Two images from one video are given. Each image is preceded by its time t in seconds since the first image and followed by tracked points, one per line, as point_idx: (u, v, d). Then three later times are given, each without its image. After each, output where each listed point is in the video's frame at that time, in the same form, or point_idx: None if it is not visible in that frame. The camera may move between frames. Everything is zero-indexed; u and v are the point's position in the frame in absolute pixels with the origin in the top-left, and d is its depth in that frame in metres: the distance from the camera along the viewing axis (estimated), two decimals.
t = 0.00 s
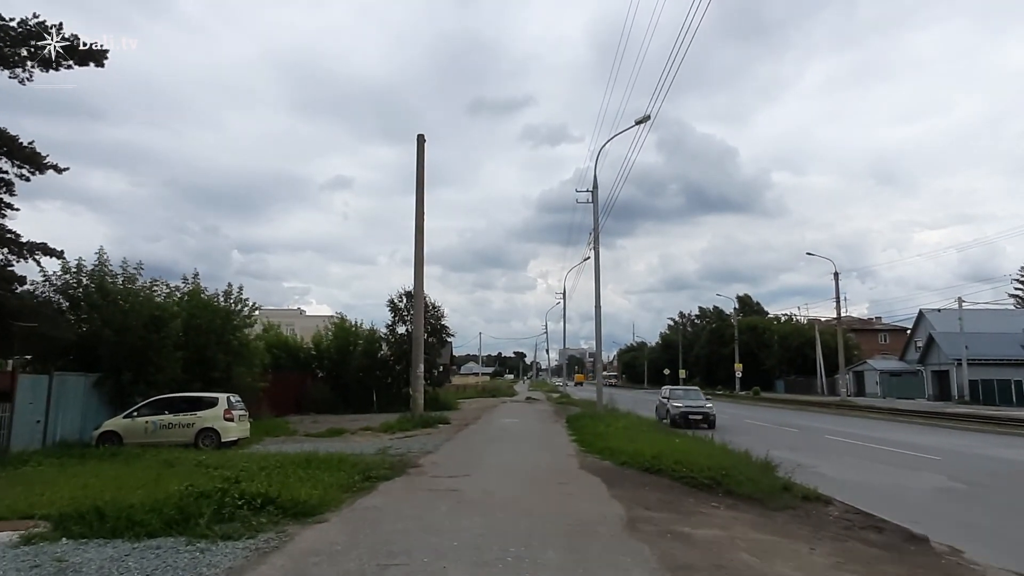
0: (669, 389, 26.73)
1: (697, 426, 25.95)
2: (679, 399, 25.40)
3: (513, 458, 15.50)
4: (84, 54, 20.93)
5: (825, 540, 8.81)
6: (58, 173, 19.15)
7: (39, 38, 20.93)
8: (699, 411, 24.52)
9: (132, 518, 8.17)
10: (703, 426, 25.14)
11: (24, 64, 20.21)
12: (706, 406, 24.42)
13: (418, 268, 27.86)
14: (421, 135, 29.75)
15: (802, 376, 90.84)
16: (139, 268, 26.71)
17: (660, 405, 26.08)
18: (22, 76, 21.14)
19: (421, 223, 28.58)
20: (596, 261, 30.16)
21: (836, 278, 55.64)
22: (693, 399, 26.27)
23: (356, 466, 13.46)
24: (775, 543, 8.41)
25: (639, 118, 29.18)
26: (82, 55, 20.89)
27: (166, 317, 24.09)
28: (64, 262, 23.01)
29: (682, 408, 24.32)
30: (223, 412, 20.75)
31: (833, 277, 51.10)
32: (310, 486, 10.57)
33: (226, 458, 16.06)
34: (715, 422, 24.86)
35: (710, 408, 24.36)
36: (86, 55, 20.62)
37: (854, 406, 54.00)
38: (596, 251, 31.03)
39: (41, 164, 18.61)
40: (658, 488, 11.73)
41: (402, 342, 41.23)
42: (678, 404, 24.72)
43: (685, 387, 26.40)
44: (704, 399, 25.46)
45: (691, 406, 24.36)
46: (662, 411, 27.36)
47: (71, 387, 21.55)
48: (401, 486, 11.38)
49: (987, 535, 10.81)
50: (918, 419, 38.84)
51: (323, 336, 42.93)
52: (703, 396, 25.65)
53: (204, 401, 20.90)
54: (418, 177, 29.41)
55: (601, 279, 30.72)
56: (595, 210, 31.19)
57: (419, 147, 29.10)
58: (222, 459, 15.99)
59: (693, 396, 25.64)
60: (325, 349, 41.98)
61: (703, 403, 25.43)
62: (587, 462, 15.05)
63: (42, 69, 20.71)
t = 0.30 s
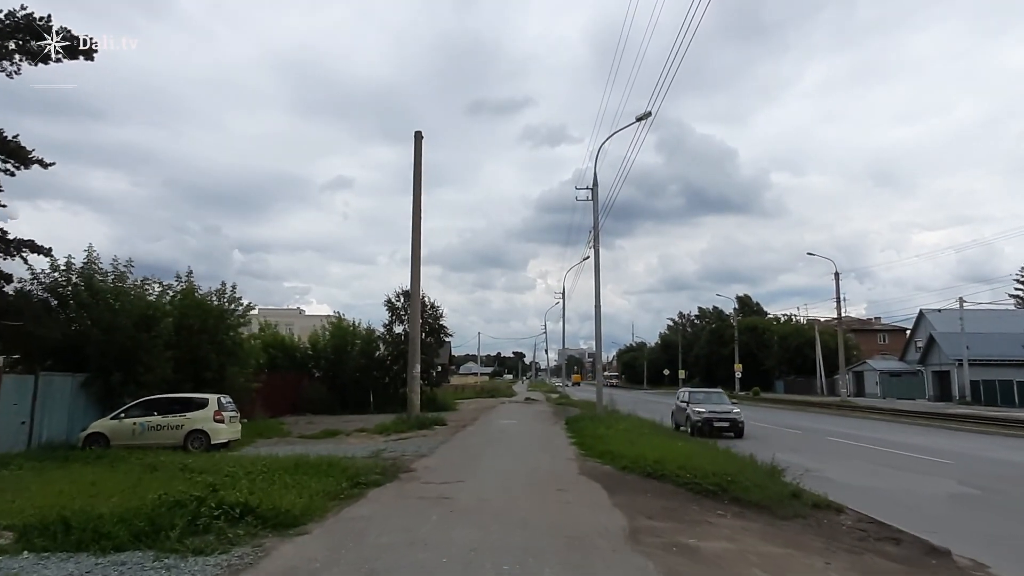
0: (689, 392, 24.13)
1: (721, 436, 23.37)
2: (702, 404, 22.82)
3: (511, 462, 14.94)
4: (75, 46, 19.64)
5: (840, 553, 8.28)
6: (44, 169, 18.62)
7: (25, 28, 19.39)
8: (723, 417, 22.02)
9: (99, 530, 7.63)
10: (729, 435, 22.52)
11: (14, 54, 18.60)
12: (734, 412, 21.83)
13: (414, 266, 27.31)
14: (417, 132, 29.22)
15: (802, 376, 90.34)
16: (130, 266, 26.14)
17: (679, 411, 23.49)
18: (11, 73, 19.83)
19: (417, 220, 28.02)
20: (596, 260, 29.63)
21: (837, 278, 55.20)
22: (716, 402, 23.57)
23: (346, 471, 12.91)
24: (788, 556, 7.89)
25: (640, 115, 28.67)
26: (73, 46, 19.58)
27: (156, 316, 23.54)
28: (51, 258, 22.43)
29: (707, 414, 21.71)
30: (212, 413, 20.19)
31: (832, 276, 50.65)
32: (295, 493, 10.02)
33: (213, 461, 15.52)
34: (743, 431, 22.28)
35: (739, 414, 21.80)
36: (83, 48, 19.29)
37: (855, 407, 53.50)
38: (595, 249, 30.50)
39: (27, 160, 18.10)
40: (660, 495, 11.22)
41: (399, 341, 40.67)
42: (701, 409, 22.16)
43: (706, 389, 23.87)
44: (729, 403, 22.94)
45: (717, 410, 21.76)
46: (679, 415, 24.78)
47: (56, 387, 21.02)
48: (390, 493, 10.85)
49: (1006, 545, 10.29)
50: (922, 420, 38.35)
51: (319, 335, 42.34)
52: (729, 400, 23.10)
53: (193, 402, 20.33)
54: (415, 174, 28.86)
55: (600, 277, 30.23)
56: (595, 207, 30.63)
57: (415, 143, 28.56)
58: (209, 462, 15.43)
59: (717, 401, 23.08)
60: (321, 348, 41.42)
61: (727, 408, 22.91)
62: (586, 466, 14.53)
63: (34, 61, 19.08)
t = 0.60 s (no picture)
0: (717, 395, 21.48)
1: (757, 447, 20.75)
2: (739, 408, 20.14)
3: (511, 464, 14.37)
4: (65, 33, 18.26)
5: (862, 564, 7.73)
6: (31, 161, 18.17)
7: (15, 19, 17.77)
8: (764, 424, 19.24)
9: (65, 539, 7.08)
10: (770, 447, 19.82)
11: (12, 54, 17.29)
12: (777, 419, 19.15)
13: (413, 264, 26.75)
14: (416, 126, 28.69)
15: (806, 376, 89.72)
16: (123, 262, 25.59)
17: (709, 417, 20.81)
18: None
19: (417, 217, 27.45)
20: (599, 258, 29.05)
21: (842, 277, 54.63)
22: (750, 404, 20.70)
23: (338, 473, 12.37)
24: (807, 568, 7.33)
25: (644, 109, 28.09)
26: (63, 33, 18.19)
27: (149, 313, 23.01)
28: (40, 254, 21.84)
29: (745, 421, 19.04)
30: (204, 413, 19.65)
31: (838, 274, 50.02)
32: (281, 498, 9.48)
33: (202, 462, 15.00)
34: (786, 440, 19.63)
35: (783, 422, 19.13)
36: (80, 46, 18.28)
37: (861, 407, 52.88)
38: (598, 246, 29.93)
39: (12, 152, 17.64)
40: (667, 500, 10.68)
41: (399, 340, 40.13)
42: (738, 415, 19.48)
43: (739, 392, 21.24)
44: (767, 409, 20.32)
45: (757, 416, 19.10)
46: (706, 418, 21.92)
47: (44, 386, 20.52)
48: (383, 496, 10.29)
49: None
50: (930, 421, 37.71)
51: (318, 333, 41.87)
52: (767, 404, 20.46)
53: (185, 401, 19.80)
54: (413, 169, 28.25)
55: (603, 275, 29.67)
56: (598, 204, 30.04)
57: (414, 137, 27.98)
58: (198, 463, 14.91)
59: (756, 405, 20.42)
60: (320, 347, 40.92)
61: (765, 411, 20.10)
62: (589, 469, 13.97)
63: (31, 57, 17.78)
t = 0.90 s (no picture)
0: (758, 399, 18.29)
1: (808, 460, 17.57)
2: (790, 417, 16.94)
3: (510, 468, 13.83)
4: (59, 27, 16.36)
5: None
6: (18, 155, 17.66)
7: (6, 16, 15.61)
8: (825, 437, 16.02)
9: (25, 550, 6.56)
10: (828, 462, 16.74)
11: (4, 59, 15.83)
12: (840, 432, 15.98)
13: (412, 263, 26.23)
14: (415, 121, 28.22)
15: (808, 377, 89.18)
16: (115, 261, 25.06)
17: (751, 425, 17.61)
18: None
19: (415, 215, 26.94)
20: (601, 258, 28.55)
21: (845, 278, 54.13)
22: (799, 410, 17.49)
23: (330, 477, 11.87)
24: None
25: (646, 105, 27.62)
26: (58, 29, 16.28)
27: (140, 312, 22.47)
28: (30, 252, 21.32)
29: (802, 435, 15.84)
30: (196, 414, 19.13)
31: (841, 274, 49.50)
32: (265, 504, 8.96)
33: (191, 466, 14.50)
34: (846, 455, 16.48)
35: (847, 434, 15.98)
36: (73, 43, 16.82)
37: (865, 409, 52.29)
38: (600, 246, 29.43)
39: None
40: (673, 506, 10.19)
41: (398, 340, 39.62)
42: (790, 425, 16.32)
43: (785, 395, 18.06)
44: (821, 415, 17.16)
45: (815, 428, 15.94)
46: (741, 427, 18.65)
47: (32, 386, 20.05)
48: (374, 503, 9.75)
49: None
50: (936, 423, 37.18)
51: (316, 333, 41.51)
52: (820, 410, 17.29)
53: (175, 402, 19.29)
54: (411, 167, 27.71)
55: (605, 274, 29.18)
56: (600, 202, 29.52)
57: (413, 134, 27.46)
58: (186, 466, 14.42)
59: (809, 412, 17.25)
60: (318, 347, 40.46)
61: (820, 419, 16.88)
62: (591, 473, 13.45)
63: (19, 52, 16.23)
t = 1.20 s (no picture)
0: (826, 407, 14.67)
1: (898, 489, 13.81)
2: (872, 430, 13.39)
3: (507, 474, 13.26)
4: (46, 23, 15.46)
5: None
6: None
7: None
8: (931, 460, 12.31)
9: None
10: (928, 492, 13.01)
11: None
12: (947, 453, 12.36)
13: (407, 261, 25.64)
14: (412, 116, 27.67)
15: (807, 378, 88.71)
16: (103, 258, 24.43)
17: (822, 443, 14.04)
18: None
19: (411, 212, 26.38)
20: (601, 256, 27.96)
21: (846, 278, 53.71)
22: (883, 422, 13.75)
23: (316, 484, 11.30)
24: None
25: (647, 100, 27.08)
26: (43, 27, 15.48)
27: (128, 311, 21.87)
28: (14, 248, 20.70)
29: (899, 458, 12.26)
30: (183, 416, 18.55)
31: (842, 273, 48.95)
32: (244, 515, 8.39)
33: (174, 471, 13.94)
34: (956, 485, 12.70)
35: (956, 455, 12.36)
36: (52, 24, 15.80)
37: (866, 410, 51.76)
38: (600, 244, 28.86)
39: None
40: (678, 516, 9.65)
41: (394, 341, 39.01)
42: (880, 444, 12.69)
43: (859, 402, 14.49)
44: (915, 430, 13.45)
45: (915, 448, 12.31)
46: (804, 446, 15.01)
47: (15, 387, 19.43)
48: (362, 512, 9.17)
49: None
50: (939, 425, 36.69)
51: (312, 334, 40.95)
52: (912, 422, 13.61)
53: (162, 404, 18.70)
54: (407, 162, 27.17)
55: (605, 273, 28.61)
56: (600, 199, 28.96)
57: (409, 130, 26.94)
58: (170, 472, 13.90)
59: (895, 423, 13.68)
60: (314, 348, 39.89)
61: (918, 435, 13.11)
62: (591, 478, 12.90)
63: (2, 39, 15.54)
